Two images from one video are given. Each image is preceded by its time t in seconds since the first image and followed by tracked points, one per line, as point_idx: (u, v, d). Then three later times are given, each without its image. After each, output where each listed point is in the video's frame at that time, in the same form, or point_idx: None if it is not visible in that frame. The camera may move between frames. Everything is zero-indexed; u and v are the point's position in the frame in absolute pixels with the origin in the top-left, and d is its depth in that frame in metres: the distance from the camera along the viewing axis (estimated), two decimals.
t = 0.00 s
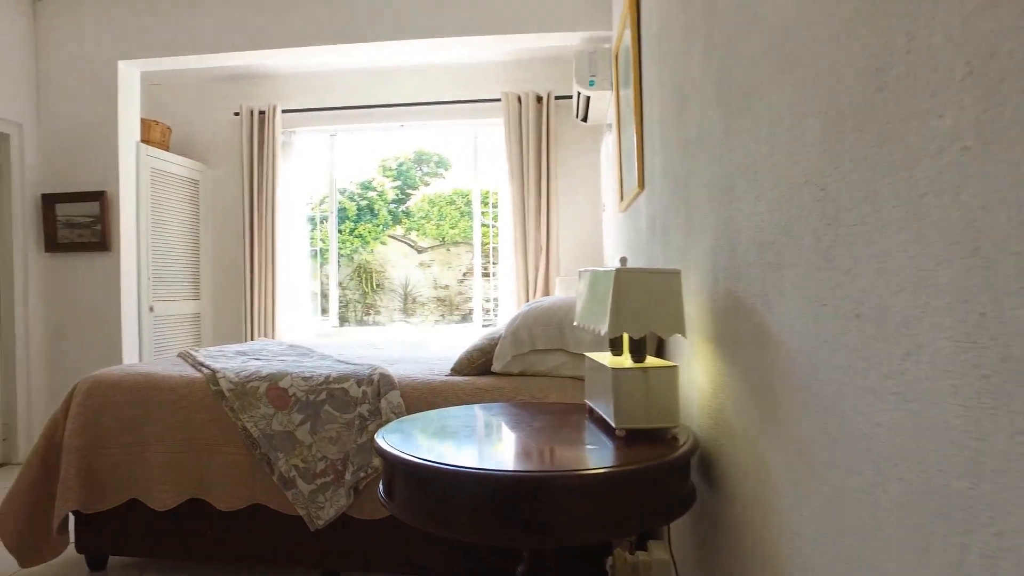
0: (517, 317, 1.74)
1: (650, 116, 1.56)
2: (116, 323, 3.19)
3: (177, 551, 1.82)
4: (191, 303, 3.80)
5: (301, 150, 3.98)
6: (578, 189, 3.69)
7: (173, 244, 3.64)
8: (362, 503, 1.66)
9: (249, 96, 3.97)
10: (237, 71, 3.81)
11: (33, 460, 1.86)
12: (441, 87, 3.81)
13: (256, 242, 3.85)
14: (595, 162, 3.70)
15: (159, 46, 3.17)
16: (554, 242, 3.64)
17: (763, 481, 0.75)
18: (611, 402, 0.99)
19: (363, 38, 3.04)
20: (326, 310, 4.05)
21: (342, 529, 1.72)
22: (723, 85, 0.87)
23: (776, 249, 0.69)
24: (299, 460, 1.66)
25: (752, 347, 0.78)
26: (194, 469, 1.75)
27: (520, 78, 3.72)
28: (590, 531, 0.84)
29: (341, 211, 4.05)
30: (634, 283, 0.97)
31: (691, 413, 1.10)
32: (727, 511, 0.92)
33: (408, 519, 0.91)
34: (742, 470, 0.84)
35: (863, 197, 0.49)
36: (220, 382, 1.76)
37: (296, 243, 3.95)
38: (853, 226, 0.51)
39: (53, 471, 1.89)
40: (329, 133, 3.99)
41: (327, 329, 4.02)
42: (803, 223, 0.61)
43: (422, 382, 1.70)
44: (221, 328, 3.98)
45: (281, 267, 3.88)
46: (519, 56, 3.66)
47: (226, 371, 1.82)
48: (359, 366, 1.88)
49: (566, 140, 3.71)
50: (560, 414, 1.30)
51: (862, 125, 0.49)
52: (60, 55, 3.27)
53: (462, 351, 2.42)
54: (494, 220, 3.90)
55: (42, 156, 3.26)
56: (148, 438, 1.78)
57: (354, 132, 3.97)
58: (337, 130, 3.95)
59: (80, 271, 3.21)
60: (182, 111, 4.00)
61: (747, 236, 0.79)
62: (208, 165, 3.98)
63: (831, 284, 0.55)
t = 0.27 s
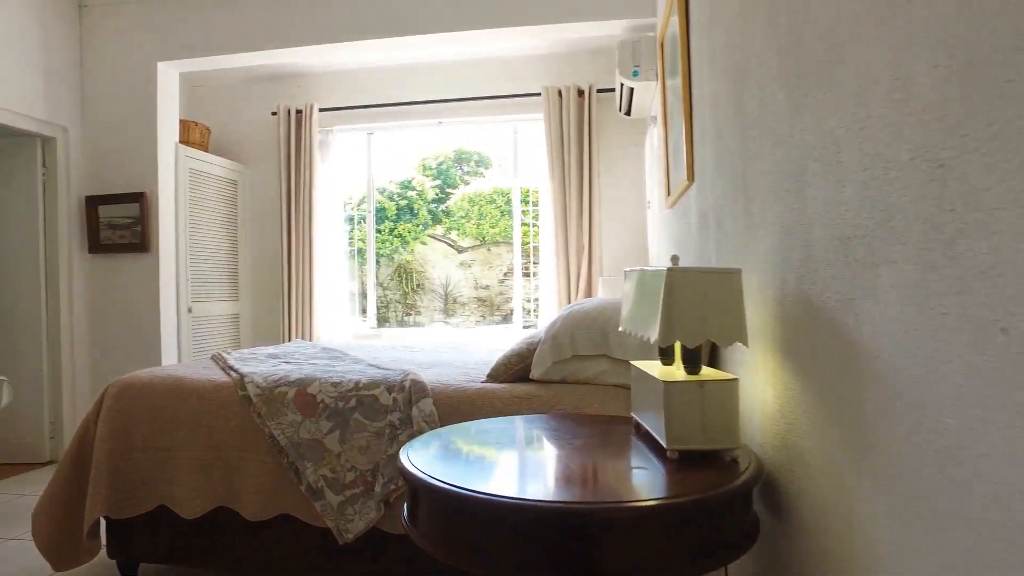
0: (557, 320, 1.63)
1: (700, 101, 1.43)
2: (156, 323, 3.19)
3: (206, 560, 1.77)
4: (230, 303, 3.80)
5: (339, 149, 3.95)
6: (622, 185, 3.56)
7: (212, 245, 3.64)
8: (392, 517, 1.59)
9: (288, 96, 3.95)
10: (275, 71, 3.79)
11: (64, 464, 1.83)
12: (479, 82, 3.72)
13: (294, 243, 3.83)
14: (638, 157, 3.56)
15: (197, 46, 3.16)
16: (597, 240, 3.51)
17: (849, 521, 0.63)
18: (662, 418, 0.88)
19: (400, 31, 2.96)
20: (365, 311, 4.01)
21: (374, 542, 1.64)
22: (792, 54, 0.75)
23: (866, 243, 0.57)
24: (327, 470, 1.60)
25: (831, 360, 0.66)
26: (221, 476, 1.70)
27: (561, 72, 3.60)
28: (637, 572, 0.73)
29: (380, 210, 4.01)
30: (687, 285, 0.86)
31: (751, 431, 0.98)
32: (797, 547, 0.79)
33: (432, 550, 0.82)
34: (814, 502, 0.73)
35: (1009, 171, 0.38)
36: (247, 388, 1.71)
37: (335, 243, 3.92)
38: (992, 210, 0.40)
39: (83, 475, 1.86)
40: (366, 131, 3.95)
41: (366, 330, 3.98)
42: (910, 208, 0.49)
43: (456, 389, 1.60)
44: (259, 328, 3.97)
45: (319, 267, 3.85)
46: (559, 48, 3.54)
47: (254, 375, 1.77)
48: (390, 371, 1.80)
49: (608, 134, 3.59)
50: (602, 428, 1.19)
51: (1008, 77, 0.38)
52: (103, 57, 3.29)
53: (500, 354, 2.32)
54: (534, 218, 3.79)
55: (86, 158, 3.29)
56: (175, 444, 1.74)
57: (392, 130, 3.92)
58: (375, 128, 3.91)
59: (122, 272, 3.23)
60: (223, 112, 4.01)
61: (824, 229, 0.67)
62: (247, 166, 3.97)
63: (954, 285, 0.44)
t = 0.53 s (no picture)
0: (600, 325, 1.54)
1: (756, 87, 1.32)
2: (199, 324, 3.21)
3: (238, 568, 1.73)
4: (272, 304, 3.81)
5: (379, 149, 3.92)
6: (670, 181, 3.43)
7: (253, 247, 3.66)
8: (426, 530, 1.51)
9: (329, 97, 3.94)
10: (316, 71, 3.78)
11: (100, 466, 1.82)
12: (520, 78, 3.64)
13: (334, 243, 3.81)
14: (687, 152, 3.42)
15: (238, 47, 3.16)
16: (643, 239, 3.39)
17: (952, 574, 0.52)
18: (719, 440, 0.78)
19: (438, 27, 2.90)
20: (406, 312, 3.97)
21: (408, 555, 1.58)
22: (873, 22, 0.64)
23: (978, 240, 0.47)
24: (359, 480, 1.54)
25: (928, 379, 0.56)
26: (254, 483, 1.67)
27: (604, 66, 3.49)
28: None
29: (421, 210, 3.97)
30: (746, 290, 0.77)
31: (820, 455, 0.87)
32: None
33: None
34: (900, 544, 0.62)
35: None
36: (278, 393, 1.67)
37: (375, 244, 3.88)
38: None
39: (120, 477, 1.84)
40: (406, 130, 3.91)
41: (406, 330, 3.94)
42: None
43: (493, 397, 1.52)
44: (301, 329, 3.98)
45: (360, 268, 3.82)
46: (602, 41, 3.43)
47: (285, 381, 1.73)
48: (426, 377, 1.74)
49: (655, 129, 3.46)
50: (648, 443, 1.09)
51: None
52: (148, 61, 3.33)
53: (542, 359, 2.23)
54: (578, 217, 3.69)
55: (132, 160, 3.33)
56: (207, 450, 1.71)
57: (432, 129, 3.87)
58: (415, 127, 3.87)
59: (166, 273, 3.25)
60: (266, 115, 4.02)
61: (917, 225, 0.57)
62: (289, 168, 3.98)
63: None
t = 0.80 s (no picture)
0: (638, 326, 1.45)
1: (809, 68, 1.21)
2: (235, 323, 3.22)
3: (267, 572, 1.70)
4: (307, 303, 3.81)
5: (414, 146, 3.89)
6: (714, 176, 3.30)
7: (289, 246, 3.67)
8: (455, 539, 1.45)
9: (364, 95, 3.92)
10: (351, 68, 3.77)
11: (131, 463, 1.81)
12: (557, 72, 3.55)
13: (369, 242, 3.80)
14: (731, 145, 3.29)
15: (273, 45, 3.16)
16: (685, 236, 3.27)
17: None
18: (772, 455, 0.69)
19: (472, 20, 2.84)
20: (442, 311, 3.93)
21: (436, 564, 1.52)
22: None
23: None
24: (386, 485, 1.50)
25: None
26: (281, 486, 1.64)
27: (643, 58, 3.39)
28: None
29: (458, 209, 3.92)
30: (801, 288, 0.68)
31: (889, 473, 0.77)
32: None
33: None
34: None
35: None
36: (305, 394, 1.64)
37: (411, 243, 3.84)
38: None
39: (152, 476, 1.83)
40: (441, 127, 3.87)
41: (441, 330, 3.90)
42: None
43: (526, 401, 1.45)
44: (337, 328, 3.97)
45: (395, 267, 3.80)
46: (642, 32, 3.32)
47: (313, 382, 1.70)
48: (456, 379, 1.68)
49: (697, 123, 3.34)
50: (688, 453, 1.00)
51: None
52: (185, 62, 3.35)
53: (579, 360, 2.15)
54: (617, 214, 3.58)
55: (171, 161, 3.36)
56: (235, 450, 1.69)
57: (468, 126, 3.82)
58: (450, 124, 3.82)
59: (203, 272, 3.27)
60: (302, 114, 4.03)
61: (1017, 209, 0.47)
62: (325, 167, 3.98)
63: None
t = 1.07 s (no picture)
0: (679, 327, 1.37)
1: (866, 45, 1.11)
2: (271, 323, 3.22)
3: None
4: (343, 303, 3.81)
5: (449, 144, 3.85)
6: (760, 170, 3.17)
7: (325, 246, 3.66)
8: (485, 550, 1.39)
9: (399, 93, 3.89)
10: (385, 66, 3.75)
11: (161, 462, 1.79)
12: (594, 65, 3.46)
13: (404, 241, 3.76)
14: (777, 137, 3.15)
15: (307, 44, 3.15)
16: (729, 233, 3.15)
17: None
18: (835, 476, 0.61)
19: (505, 13, 2.77)
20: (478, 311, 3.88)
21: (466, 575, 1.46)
22: None
23: None
24: (414, 492, 1.44)
25: None
26: (308, 490, 1.60)
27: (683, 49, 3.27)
28: None
29: (496, 207, 3.87)
30: (867, 285, 0.59)
31: (972, 502, 0.67)
32: None
33: None
34: None
35: None
36: (331, 397, 1.60)
37: (447, 242, 3.79)
38: None
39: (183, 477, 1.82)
40: (477, 124, 3.82)
41: (478, 330, 3.85)
42: None
43: (559, 405, 1.37)
44: (374, 328, 3.96)
45: (431, 266, 3.76)
46: (683, 22, 3.21)
47: (340, 383, 1.66)
48: (487, 381, 1.61)
49: (742, 115, 3.21)
50: (732, 466, 0.92)
51: None
52: (222, 63, 3.37)
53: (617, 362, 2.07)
54: (657, 211, 3.47)
55: (209, 162, 3.39)
56: (262, 453, 1.66)
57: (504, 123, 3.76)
58: (485, 121, 3.77)
59: (240, 272, 3.29)
60: (339, 114, 4.03)
61: None
62: (361, 166, 3.97)
63: None
